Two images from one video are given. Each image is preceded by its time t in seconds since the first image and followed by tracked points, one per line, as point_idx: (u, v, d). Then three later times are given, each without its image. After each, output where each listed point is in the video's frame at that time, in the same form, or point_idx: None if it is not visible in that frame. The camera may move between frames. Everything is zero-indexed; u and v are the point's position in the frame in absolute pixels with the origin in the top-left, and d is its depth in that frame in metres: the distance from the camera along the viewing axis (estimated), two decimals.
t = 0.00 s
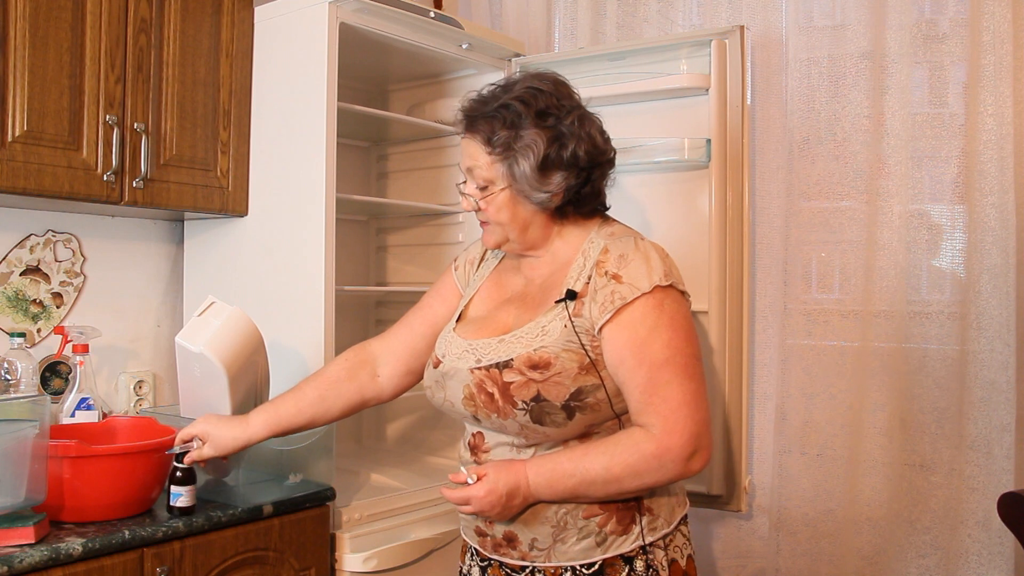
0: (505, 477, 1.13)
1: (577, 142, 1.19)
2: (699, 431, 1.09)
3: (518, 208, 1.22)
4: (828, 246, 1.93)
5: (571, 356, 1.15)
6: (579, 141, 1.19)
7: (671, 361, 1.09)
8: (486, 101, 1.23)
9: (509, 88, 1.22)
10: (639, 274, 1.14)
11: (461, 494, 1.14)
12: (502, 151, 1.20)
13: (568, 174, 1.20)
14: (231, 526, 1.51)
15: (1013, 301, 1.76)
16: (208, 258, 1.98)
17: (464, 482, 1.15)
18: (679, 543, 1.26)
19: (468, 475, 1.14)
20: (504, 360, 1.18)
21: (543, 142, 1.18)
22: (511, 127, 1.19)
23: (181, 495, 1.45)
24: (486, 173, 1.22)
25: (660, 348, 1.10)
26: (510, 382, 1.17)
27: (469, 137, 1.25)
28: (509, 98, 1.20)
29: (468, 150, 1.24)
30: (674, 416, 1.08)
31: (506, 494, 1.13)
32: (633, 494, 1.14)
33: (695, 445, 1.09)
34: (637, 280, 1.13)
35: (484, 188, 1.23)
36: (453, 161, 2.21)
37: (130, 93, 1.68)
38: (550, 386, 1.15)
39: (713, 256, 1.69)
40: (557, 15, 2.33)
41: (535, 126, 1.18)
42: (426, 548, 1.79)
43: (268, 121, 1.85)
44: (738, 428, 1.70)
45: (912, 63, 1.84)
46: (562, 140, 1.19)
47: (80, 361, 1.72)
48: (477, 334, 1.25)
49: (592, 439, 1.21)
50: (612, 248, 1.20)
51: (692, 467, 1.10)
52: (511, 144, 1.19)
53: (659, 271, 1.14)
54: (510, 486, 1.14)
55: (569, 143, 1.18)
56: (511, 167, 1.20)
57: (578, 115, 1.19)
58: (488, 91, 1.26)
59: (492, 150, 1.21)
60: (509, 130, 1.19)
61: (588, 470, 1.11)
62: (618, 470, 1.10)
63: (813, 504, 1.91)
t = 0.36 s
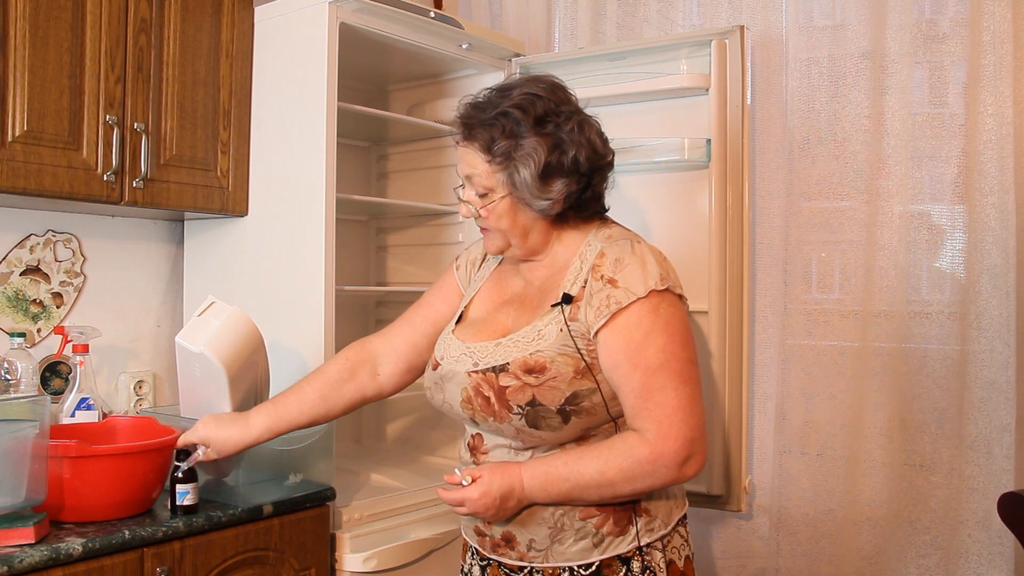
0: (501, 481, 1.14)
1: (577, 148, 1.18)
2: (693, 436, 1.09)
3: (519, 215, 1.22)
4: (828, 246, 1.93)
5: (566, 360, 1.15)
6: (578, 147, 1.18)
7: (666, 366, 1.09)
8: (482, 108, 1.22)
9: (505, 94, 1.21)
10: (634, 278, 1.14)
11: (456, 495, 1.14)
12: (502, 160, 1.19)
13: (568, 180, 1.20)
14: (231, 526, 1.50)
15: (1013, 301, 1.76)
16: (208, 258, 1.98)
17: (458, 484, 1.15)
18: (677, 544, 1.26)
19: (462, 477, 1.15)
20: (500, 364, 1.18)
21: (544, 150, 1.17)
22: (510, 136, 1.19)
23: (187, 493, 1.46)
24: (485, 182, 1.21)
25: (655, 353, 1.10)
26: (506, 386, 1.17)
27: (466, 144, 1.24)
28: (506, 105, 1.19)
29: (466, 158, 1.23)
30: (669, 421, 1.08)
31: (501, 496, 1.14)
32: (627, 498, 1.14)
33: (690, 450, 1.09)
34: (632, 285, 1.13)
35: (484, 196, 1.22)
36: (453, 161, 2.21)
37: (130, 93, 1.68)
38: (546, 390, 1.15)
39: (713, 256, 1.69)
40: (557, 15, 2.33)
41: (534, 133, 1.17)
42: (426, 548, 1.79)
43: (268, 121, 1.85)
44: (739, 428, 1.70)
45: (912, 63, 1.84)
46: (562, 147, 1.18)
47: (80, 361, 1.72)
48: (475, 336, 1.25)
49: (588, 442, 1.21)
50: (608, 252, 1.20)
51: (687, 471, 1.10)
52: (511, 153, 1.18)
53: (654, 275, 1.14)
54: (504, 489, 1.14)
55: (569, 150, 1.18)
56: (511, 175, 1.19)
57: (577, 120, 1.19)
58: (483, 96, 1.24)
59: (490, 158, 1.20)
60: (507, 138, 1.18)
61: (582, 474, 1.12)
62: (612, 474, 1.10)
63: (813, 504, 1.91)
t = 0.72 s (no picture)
0: (499, 480, 1.14)
1: (574, 149, 1.18)
2: (690, 438, 1.09)
3: (515, 215, 1.22)
4: (828, 246, 1.93)
5: (564, 360, 1.15)
6: (576, 147, 1.18)
7: (664, 367, 1.09)
8: (483, 107, 1.22)
9: (506, 92, 1.21)
10: (632, 279, 1.14)
11: (453, 494, 1.14)
12: (499, 159, 1.19)
13: (564, 181, 1.19)
14: (231, 526, 1.51)
15: (1013, 301, 1.76)
16: (208, 258, 1.98)
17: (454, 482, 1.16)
18: (677, 544, 1.26)
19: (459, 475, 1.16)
20: (498, 363, 1.18)
21: (541, 150, 1.17)
22: (508, 135, 1.19)
23: (188, 493, 1.46)
24: (483, 180, 1.22)
25: (653, 354, 1.10)
26: (504, 385, 1.17)
27: (466, 142, 1.24)
28: (506, 103, 1.20)
29: (465, 156, 1.24)
30: (666, 422, 1.08)
31: (499, 495, 1.14)
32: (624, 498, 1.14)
33: (687, 451, 1.09)
34: (630, 285, 1.13)
35: (481, 194, 1.22)
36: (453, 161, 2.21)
37: (130, 93, 1.68)
38: (543, 391, 1.16)
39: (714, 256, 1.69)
40: (557, 15, 2.33)
41: (532, 132, 1.17)
42: (426, 548, 1.79)
43: (268, 121, 1.85)
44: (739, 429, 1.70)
45: (912, 63, 1.84)
46: (560, 148, 1.18)
47: (80, 361, 1.72)
48: (475, 336, 1.25)
49: (586, 442, 1.20)
50: (607, 253, 1.20)
51: (684, 473, 1.10)
52: (508, 151, 1.19)
53: (650, 277, 1.14)
54: (502, 488, 1.14)
55: (566, 150, 1.18)
56: (508, 174, 1.19)
57: (576, 121, 1.19)
58: (485, 95, 1.25)
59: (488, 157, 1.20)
60: (505, 137, 1.19)
61: (580, 474, 1.12)
62: (609, 475, 1.10)
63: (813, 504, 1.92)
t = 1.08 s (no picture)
0: (462, 447, 1.19)
1: (540, 145, 1.17)
2: (657, 446, 1.08)
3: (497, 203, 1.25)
4: (828, 246, 1.93)
5: (550, 355, 1.15)
6: (542, 144, 1.17)
7: (640, 372, 1.07)
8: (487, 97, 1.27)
9: (507, 83, 1.24)
10: (620, 279, 1.13)
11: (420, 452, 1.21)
12: (480, 147, 1.23)
13: (527, 176, 1.19)
14: (231, 526, 1.51)
15: (1013, 301, 1.76)
16: (208, 258, 1.98)
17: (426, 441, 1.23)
18: (666, 555, 1.23)
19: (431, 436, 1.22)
20: (488, 354, 1.19)
21: (508, 141, 1.18)
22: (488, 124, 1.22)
23: (188, 493, 1.46)
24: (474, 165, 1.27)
25: (632, 357, 1.08)
26: (488, 374, 1.19)
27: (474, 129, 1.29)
28: (498, 93, 1.23)
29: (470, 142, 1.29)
30: (633, 428, 1.07)
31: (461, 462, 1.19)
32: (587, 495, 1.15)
33: (651, 459, 1.08)
34: (617, 285, 1.12)
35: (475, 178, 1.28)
36: (452, 161, 2.21)
37: (130, 93, 1.68)
38: (525, 383, 1.16)
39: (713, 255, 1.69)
40: (557, 15, 2.33)
41: (505, 123, 1.19)
42: (425, 548, 1.78)
43: (267, 121, 1.85)
44: (739, 430, 1.70)
45: (912, 63, 1.84)
46: (528, 142, 1.18)
47: (80, 361, 1.72)
48: (476, 326, 1.26)
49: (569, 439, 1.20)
50: (600, 251, 1.18)
51: (645, 480, 1.10)
52: (485, 138, 1.22)
53: (639, 277, 1.12)
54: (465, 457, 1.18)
55: (533, 145, 1.17)
56: (485, 162, 1.23)
57: (553, 118, 1.17)
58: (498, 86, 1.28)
59: (473, 143, 1.25)
60: (484, 125, 1.22)
61: (542, 463, 1.13)
62: (570, 468, 1.11)
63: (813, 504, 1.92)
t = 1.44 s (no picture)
0: (449, 434, 1.22)
1: (537, 145, 1.17)
2: (609, 440, 1.06)
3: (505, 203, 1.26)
4: (828, 246, 1.93)
5: (526, 343, 1.19)
6: (539, 144, 1.17)
7: (596, 363, 1.06)
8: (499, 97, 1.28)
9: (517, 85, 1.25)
10: (590, 271, 1.13)
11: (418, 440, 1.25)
12: (486, 147, 1.25)
13: (524, 176, 1.19)
14: (231, 526, 1.51)
15: (1013, 301, 1.76)
16: (208, 258, 1.98)
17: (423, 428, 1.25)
18: (645, 560, 1.22)
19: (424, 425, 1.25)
20: (475, 340, 1.25)
21: (508, 141, 1.20)
22: (494, 124, 1.23)
23: (188, 493, 1.46)
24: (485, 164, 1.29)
25: (590, 348, 1.07)
26: (473, 356, 1.24)
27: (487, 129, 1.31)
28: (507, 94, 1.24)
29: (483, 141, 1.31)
30: (586, 418, 1.07)
31: (447, 449, 1.22)
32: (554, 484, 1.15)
33: (603, 451, 1.07)
34: (585, 277, 1.12)
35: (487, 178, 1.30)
36: (452, 161, 2.21)
37: (130, 93, 1.68)
38: (499, 368, 1.21)
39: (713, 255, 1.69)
40: (557, 15, 2.33)
41: (507, 123, 1.20)
42: (426, 548, 1.79)
43: (268, 121, 1.85)
44: (738, 430, 1.70)
45: (912, 63, 1.84)
46: (526, 141, 1.18)
47: (80, 361, 1.72)
48: (488, 315, 1.29)
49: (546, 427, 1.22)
50: (580, 245, 1.20)
51: (598, 473, 1.08)
52: (490, 138, 1.23)
53: (608, 270, 1.12)
54: (451, 444, 1.22)
55: (530, 145, 1.18)
56: (490, 161, 1.24)
57: (550, 119, 1.17)
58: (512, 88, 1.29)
59: (482, 143, 1.26)
60: (490, 125, 1.23)
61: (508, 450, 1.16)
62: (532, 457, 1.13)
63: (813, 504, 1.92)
